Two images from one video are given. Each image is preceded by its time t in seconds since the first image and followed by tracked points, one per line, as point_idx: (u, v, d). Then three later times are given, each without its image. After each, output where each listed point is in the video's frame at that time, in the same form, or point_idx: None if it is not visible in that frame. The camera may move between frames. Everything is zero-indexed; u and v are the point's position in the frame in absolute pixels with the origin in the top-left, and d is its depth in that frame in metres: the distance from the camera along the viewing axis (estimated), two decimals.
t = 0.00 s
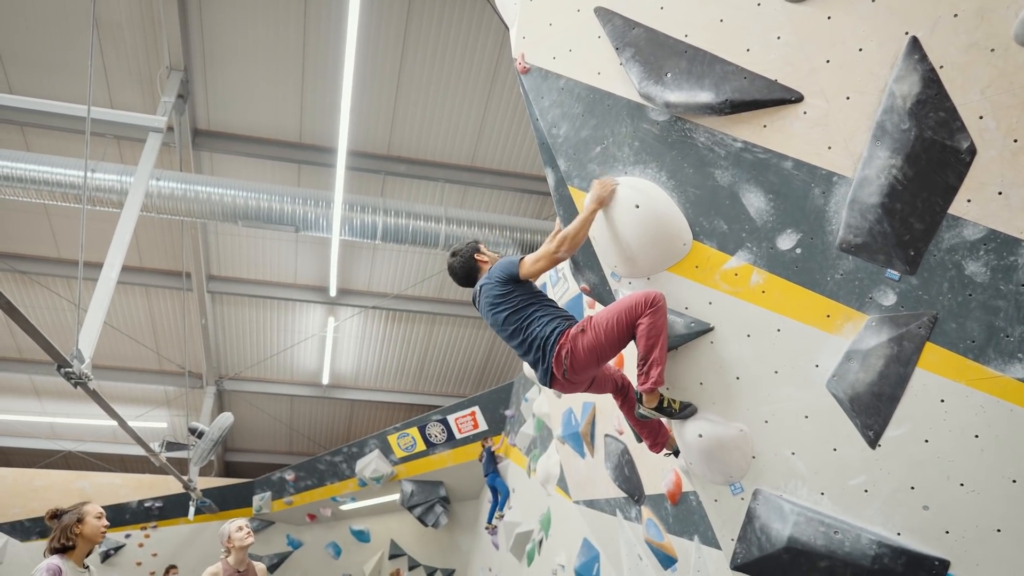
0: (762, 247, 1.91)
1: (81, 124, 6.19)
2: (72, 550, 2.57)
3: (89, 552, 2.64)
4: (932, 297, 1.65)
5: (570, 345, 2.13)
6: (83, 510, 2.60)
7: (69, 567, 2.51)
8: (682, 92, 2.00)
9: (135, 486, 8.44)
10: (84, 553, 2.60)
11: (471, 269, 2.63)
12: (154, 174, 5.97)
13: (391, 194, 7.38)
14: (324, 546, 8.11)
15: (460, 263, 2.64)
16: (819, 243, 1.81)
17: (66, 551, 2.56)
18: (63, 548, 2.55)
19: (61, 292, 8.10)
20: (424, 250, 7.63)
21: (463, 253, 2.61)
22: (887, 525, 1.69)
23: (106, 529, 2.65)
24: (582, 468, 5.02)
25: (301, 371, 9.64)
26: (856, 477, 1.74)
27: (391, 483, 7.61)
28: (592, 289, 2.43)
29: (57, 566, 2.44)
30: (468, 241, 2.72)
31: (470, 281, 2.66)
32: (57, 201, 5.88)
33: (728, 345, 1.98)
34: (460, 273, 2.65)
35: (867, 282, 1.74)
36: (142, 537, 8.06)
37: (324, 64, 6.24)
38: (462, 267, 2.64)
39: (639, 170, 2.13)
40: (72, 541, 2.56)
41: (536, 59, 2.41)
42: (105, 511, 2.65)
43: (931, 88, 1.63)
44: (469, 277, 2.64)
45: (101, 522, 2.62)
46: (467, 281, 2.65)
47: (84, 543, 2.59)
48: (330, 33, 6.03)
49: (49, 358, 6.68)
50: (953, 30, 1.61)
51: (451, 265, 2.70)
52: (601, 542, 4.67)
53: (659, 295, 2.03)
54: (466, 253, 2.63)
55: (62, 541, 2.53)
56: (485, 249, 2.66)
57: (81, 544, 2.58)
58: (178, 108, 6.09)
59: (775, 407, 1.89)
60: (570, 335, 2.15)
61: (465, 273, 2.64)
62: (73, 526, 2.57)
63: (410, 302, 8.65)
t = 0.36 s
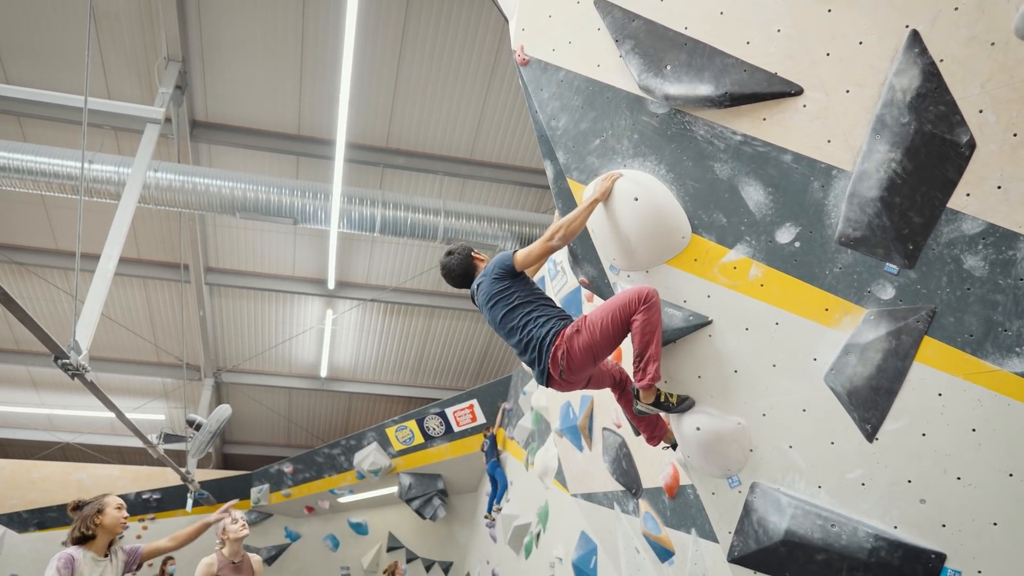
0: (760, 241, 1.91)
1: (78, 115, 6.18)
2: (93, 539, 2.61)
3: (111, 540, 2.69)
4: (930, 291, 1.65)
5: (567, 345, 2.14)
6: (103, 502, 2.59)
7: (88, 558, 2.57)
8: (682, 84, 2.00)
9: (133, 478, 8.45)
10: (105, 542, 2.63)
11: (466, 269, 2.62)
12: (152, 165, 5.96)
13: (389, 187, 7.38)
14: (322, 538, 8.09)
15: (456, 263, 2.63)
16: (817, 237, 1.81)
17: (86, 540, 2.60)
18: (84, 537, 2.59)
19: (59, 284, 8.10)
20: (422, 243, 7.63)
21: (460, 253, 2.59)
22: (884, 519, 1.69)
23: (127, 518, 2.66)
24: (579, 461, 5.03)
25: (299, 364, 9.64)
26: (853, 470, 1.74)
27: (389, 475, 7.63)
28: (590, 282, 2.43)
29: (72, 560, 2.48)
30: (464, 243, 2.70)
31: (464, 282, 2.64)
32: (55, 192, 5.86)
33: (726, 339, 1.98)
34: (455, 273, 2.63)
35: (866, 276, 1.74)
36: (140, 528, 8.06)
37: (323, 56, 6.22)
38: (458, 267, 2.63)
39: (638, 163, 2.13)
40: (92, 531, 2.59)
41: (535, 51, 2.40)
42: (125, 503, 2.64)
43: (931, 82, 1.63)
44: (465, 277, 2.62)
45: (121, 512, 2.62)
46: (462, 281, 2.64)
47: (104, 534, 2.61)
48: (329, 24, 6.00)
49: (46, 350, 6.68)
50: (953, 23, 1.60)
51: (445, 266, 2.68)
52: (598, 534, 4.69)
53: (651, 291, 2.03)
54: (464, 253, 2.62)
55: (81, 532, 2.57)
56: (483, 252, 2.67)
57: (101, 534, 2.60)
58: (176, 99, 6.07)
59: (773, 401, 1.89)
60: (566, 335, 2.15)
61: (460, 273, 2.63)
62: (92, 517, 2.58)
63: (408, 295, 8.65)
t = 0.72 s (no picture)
0: (752, 232, 1.91)
1: (68, 103, 6.13)
2: (130, 533, 2.58)
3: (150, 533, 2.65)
4: (921, 282, 1.65)
5: (550, 344, 2.14)
6: (138, 496, 2.57)
7: (125, 551, 2.52)
8: (675, 74, 1.99)
9: (124, 468, 8.43)
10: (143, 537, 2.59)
11: (477, 230, 2.51)
12: (143, 154, 5.92)
13: (382, 177, 7.36)
14: (315, 528, 8.13)
15: (474, 221, 2.52)
16: (809, 228, 1.81)
17: (124, 534, 2.57)
18: (122, 531, 2.56)
19: (49, 273, 8.05)
20: (415, 233, 7.61)
21: (480, 212, 2.48)
22: (873, 509, 1.70)
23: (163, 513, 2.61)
24: (571, 452, 5.05)
25: (291, 354, 9.61)
26: (843, 461, 1.75)
27: (382, 466, 7.66)
28: (583, 273, 2.42)
29: (106, 552, 2.44)
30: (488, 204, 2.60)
31: (471, 240, 2.54)
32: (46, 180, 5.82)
33: (718, 329, 1.98)
34: (467, 228, 2.53)
35: (857, 268, 1.74)
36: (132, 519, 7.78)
37: (314, 45, 6.17)
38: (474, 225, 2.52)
39: (631, 154, 2.12)
40: (128, 525, 2.56)
41: (528, 41, 2.39)
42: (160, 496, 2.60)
43: (924, 74, 1.63)
44: (474, 237, 2.52)
45: (156, 506, 2.58)
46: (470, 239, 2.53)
47: (140, 526, 2.57)
48: (321, 13, 5.95)
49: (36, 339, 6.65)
50: (946, 14, 1.60)
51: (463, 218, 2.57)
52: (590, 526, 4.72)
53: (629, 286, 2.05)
54: (485, 212, 2.52)
55: (118, 526, 2.55)
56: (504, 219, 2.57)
57: (136, 529, 2.56)
58: (167, 87, 6.02)
59: (764, 392, 1.89)
60: (549, 335, 2.15)
61: (471, 230, 2.52)
62: (128, 512, 2.56)
63: (401, 286, 8.63)
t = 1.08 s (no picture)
0: (740, 223, 1.90)
1: (53, 89, 6.06)
2: (138, 523, 2.66)
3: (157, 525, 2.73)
4: (907, 275, 1.66)
5: (528, 333, 2.15)
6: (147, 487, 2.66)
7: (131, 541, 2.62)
8: (664, 65, 1.98)
9: (109, 457, 8.38)
10: (150, 527, 2.69)
11: (481, 199, 2.44)
12: (129, 141, 5.86)
13: (370, 167, 7.32)
14: (300, 518, 8.13)
15: (483, 188, 2.44)
16: (797, 220, 1.81)
17: (132, 524, 2.66)
18: (129, 521, 2.65)
19: (33, 261, 7.97)
20: (403, 224, 7.57)
21: (490, 181, 2.40)
22: (858, 500, 1.71)
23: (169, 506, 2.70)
24: (557, 443, 5.07)
25: (278, 344, 9.57)
26: (828, 452, 1.76)
27: (368, 456, 7.68)
28: (570, 263, 2.41)
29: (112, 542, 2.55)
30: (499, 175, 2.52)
31: (474, 206, 2.46)
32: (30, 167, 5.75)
33: (705, 320, 1.96)
34: (472, 193, 2.45)
35: (843, 260, 1.74)
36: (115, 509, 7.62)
37: (303, 34, 6.12)
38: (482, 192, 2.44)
39: (619, 144, 2.11)
40: (136, 515, 2.64)
41: (517, 30, 2.36)
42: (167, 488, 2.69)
43: (912, 66, 1.63)
44: (479, 204, 2.44)
45: (164, 497, 2.68)
46: (472, 205, 2.45)
47: (149, 517, 2.66)
48: None
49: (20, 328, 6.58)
50: (934, 8, 1.61)
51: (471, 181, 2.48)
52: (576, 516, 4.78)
53: (611, 282, 2.04)
54: (494, 184, 2.44)
55: (127, 516, 2.63)
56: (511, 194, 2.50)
57: (144, 520, 2.65)
58: (154, 74, 5.96)
59: (750, 382, 1.89)
60: (527, 324, 2.16)
61: (476, 195, 2.44)
62: (137, 502, 2.65)
63: (389, 276, 8.59)
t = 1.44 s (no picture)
0: (725, 217, 1.89)
1: (31, 74, 5.94)
2: (122, 514, 2.68)
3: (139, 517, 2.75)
4: (890, 270, 1.67)
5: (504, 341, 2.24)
6: (131, 477, 2.68)
7: (118, 531, 2.62)
8: (651, 58, 1.96)
9: (85, 448, 8.29)
10: (133, 518, 2.70)
11: (472, 195, 2.42)
12: (108, 128, 5.76)
13: (353, 158, 7.27)
14: (280, 509, 8.16)
15: (476, 184, 2.41)
16: (782, 214, 1.81)
17: (116, 515, 2.67)
18: (113, 512, 2.66)
19: (10, 249, 7.83)
20: (386, 214, 7.52)
21: (482, 180, 2.37)
22: (838, 494, 1.73)
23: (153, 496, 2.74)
24: (539, 435, 5.08)
25: (258, 334, 9.49)
26: (809, 446, 1.77)
27: (348, 448, 7.64)
28: (555, 257, 2.39)
29: (102, 528, 2.54)
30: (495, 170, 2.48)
31: (466, 200, 2.43)
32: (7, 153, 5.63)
33: (690, 314, 1.95)
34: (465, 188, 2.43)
35: (828, 254, 1.75)
36: (92, 500, 7.53)
37: (286, 22, 6.05)
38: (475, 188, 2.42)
39: (605, 137, 2.08)
40: (120, 506, 2.66)
41: (504, 21, 2.31)
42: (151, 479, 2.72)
43: (898, 62, 1.64)
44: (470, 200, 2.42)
45: (148, 488, 2.70)
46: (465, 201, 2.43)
47: (133, 508, 2.69)
48: None
49: None
50: (921, 5, 1.62)
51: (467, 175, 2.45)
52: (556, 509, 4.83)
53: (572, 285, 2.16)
54: (487, 181, 2.41)
55: (111, 507, 2.64)
56: (505, 189, 2.47)
57: (129, 510, 2.67)
58: (134, 61, 5.86)
59: (734, 375, 1.89)
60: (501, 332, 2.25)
61: (468, 191, 2.41)
62: (121, 493, 2.67)
63: (371, 267, 8.55)
